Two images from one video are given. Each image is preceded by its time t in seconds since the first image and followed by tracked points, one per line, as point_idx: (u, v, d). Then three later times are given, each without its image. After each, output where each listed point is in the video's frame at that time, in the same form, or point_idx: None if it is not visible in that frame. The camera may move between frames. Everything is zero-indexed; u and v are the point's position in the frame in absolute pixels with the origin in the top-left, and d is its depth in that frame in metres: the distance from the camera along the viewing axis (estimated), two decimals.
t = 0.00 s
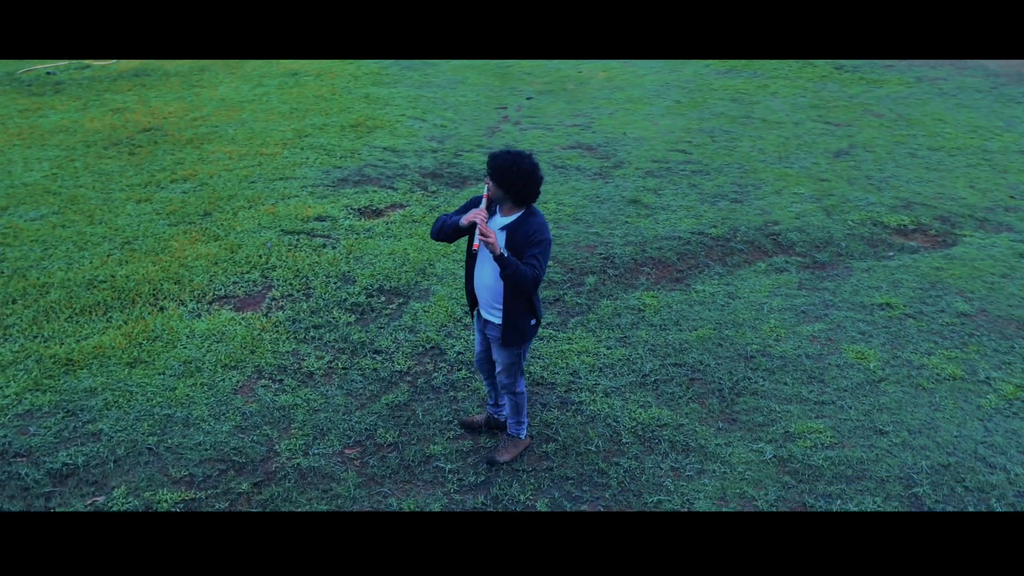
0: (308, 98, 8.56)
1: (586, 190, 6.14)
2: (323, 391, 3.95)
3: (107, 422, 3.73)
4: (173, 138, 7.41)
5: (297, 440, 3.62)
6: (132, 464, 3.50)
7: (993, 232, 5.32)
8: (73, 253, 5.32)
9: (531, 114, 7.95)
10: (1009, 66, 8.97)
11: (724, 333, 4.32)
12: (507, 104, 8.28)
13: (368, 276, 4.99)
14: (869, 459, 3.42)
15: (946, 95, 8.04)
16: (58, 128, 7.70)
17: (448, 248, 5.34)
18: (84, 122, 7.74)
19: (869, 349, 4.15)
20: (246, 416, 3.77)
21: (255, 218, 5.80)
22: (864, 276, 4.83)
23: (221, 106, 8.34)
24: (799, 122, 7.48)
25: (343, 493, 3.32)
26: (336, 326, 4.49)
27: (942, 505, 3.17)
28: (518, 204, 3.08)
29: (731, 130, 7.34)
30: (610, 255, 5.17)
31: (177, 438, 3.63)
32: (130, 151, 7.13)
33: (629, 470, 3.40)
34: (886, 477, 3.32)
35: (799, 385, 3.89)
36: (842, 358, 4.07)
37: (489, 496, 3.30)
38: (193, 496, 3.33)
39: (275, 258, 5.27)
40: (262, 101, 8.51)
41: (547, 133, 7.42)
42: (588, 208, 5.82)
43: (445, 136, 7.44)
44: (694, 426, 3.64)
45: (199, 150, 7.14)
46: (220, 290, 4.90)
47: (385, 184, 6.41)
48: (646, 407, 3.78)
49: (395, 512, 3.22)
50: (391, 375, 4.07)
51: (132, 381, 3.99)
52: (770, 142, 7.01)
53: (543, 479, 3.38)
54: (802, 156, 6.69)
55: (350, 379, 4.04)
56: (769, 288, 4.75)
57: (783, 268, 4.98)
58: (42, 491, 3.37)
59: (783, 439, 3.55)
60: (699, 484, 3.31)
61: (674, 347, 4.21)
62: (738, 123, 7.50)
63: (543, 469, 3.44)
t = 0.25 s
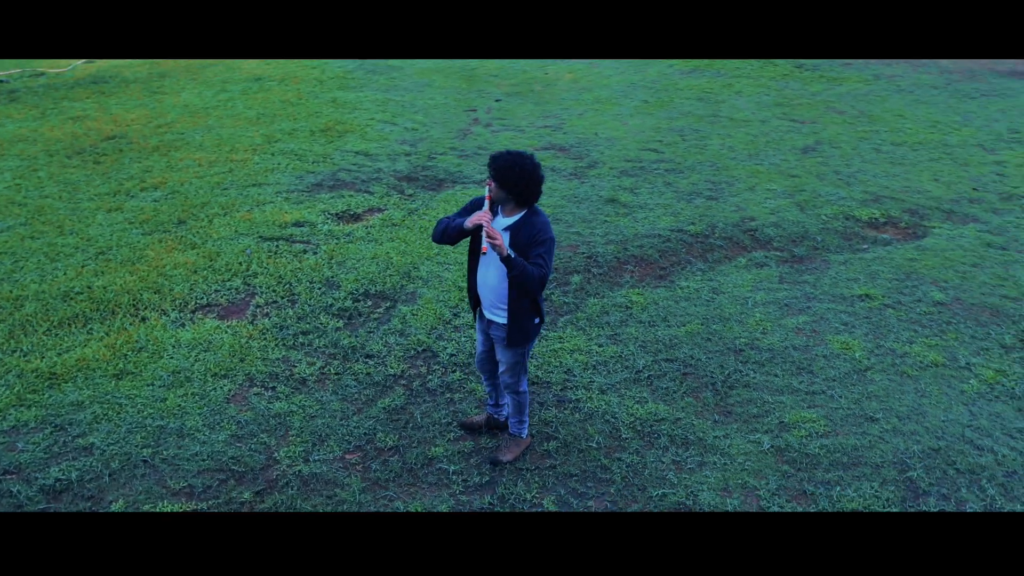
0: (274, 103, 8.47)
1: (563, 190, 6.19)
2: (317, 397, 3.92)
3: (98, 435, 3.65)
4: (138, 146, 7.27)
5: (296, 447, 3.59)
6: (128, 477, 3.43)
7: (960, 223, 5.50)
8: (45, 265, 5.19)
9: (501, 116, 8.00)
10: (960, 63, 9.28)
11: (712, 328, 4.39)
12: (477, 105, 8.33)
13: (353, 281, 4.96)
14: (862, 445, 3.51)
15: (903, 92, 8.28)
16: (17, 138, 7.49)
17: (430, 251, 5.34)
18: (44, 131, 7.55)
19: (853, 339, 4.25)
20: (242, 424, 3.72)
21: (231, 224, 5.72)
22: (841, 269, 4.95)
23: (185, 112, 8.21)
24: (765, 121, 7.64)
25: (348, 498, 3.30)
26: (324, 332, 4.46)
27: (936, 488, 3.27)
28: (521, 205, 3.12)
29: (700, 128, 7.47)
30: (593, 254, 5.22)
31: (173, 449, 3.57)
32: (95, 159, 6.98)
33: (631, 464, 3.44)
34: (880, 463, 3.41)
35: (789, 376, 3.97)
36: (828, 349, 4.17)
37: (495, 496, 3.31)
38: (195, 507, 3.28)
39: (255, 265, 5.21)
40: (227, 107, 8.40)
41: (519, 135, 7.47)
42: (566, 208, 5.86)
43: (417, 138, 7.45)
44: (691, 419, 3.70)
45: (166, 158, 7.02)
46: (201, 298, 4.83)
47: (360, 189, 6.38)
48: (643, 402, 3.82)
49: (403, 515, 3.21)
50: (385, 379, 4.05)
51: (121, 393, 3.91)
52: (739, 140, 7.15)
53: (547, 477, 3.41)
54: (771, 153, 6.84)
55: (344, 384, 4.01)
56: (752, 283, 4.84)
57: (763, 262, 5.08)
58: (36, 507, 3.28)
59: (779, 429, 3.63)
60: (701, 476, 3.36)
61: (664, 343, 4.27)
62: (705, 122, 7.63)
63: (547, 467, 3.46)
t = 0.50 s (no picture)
0: (241, 109, 8.38)
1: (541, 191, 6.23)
2: (314, 403, 3.89)
3: (91, 449, 3.57)
4: (105, 155, 7.13)
5: (297, 454, 3.56)
6: (127, 491, 3.36)
7: (930, 215, 5.66)
8: (19, 277, 5.06)
9: (473, 119, 8.05)
10: (916, 61, 9.56)
11: (701, 324, 4.46)
12: (448, 109, 8.37)
13: (339, 286, 4.94)
14: (857, 433, 3.60)
15: (864, 90, 8.50)
16: None
17: (414, 254, 5.33)
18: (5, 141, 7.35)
19: (838, 331, 4.35)
20: (239, 433, 3.68)
21: (209, 232, 5.65)
22: (821, 263, 5.06)
23: (151, 120, 8.07)
24: (733, 120, 7.79)
25: (355, 504, 3.29)
26: (315, 337, 4.43)
27: (931, 473, 3.36)
28: (526, 205, 3.19)
29: (671, 128, 7.59)
30: (577, 253, 5.26)
31: (170, 460, 3.51)
32: (61, 169, 6.82)
33: (634, 460, 3.48)
34: (875, 450, 3.49)
35: (780, 369, 4.05)
36: (815, 341, 4.26)
37: (502, 496, 3.32)
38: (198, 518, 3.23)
39: (238, 272, 5.14)
40: (194, 113, 8.27)
41: (492, 137, 7.52)
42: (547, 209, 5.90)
43: (390, 143, 7.44)
44: (689, 413, 3.75)
45: (135, 166, 6.89)
46: (185, 307, 4.75)
47: (338, 194, 6.34)
48: (640, 399, 3.87)
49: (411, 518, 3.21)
50: (380, 383, 4.03)
51: (111, 405, 3.83)
52: (710, 139, 7.28)
53: (552, 475, 3.43)
54: (742, 152, 6.97)
55: (340, 389, 3.99)
56: (735, 278, 4.92)
57: (744, 258, 5.17)
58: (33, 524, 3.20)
59: (775, 420, 3.70)
60: (704, 469, 3.41)
61: (656, 340, 4.32)
62: (675, 122, 7.76)
63: (551, 465, 3.48)
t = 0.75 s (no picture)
0: (209, 115, 8.27)
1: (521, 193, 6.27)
2: (312, 409, 3.86)
3: (87, 463, 3.50)
4: (72, 163, 6.98)
5: (299, 461, 3.53)
6: (127, 504, 3.30)
7: (902, 210, 5.81)
8: None
9: (446, 122, 8.07)
10: (875, 60, 9.82)
11: (691, 320, 4.52)
12: (420, 112, 8.38)
13: (326, 291, 4.91)
14: (851, 423, 3.68)
15: (828, 89, 8.72)
16: None
17: (400, 257, 5.32)
18: None
19: (824, 324, 4.45)
20: (238, 442, 3.63)
21: (188, 240, 5.56)
22: (801, 258, 5.17)
23: (116, 127, 7.92)
24: (704, 120, 7.92)
25: (363, 508, 3.27)
26: (306, 344, 4.39)
27: (926, 458, 3.45)
28: (530, 207, 3.24)
29: (643, 129, 7.70)
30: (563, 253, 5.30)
31: (170, 472, 3.45)
32: (28, 178, 6.66)
33: (638, 455, 3.52)
34: (871, 438, 3.58)
35: (772, 362, 4.13)
36: (803, 334, 4.35)
37: (510, 496, 3.33)
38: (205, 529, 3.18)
39: (221, 280, 5.08)
40: (161, 120, 8.14)
41: (467, 140, 7.54)
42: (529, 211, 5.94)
43: (365, 147, 7.42)
44: (687, 408, 3.80)
45: (105, 175, 6.76)
46: (170, 316, 4.68)
47: (316, 199, 6.30)
48: (638, 395, 3.91)
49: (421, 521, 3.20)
50: (378, 387, 4.02)
51: (103, 418, 3.75)
52: (683, 139, 7.39)
53: (558, 473, 3.45)
54: (715, 150, 7.08)
55: (337, 395, 3.96)
56: (720, 275, 5.00)
57: (727, 255, 5.25)
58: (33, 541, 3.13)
59: (771, 412, 3.76)
60: (707, 462, 3.46)
61: (648, 337, 4.37)
62: (647, 123, 7.86)
63: (556, 463, 3.50)
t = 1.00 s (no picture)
0: (178, 122, 8.16)
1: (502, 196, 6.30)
2: (312, 415, 3.83)
3: (85, 477, 3.43)
4: (41, 173, 6.83)
5: (304, 468, 3.50)
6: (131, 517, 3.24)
7: (877, 205, 5.95)
8: None
9: (421, 126, 8.07)
10: (838, 61, 10.06)
11: (682, 317, 4.58)
12: (394, 116, 8.37)
13: (316, 297, 4.87)
14: (847, 413, 3.76)
15: (795, 89, 8.91)
16: None
17: (387, 261, 5.30)
18: None
19: (812, 318, 4.54)
20: (240, 451, 3.59)
21: (168, 248, 5.48)
22: (784, 254, 5.27)
23: (84, 135, 7.76)
24: (677, 120, 8.03)
25: (372, 512, 3.25)
26: (300, 350, 4.36)
27: (921, 445, 3.54)
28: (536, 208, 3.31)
29: (618, 129, 7.78)
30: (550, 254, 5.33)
31: (172, 483, 3.40)
32: None
33: (642, 451, 3.55)
34: (867, 428, 3.66)
35: (765, 357, 4.20)
36: (793, 328, 4.44)
37: (519, 495, 3.35)
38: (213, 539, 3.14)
39: (206, 288, 5.01)
40: (129, 128, 8.01)
41: (444, 143, 7.55)
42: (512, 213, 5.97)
43: (341, 152, 7.39)
44: (686, 404, 3.85)
45: (76, 184, 6.62)
46: (157, 326, 4.60)
47: (296, 205, 6.25)
48: (637, 392, 3.95)
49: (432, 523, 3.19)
50: (376, 391, 4.00)
51: (98, 430, 3.68)
52: (658, 139, 7.48)
53: (565, 471, 3.47)
54: (691, 150, 7.17)
55: (336, 401, 3.94)
56: (707, 272, 5.07)
57: (712, 252, 5.33)
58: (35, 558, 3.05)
59: (769, 405, 3.83)
60: (710, 456, 3.51)
61: (642, 335, 4.42)
62: (621, 124, 7.95)
63: (562, 461, 3.53)
